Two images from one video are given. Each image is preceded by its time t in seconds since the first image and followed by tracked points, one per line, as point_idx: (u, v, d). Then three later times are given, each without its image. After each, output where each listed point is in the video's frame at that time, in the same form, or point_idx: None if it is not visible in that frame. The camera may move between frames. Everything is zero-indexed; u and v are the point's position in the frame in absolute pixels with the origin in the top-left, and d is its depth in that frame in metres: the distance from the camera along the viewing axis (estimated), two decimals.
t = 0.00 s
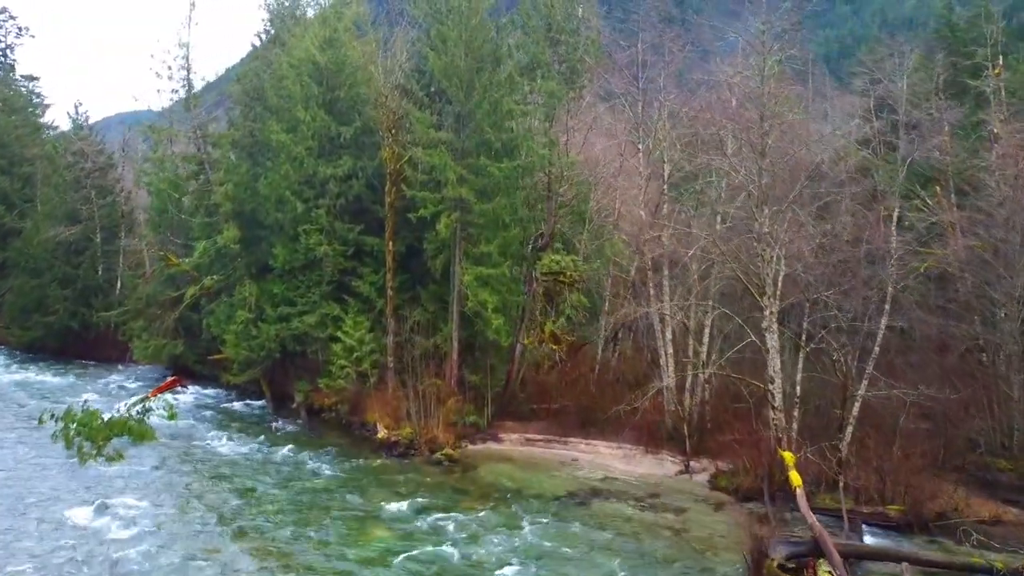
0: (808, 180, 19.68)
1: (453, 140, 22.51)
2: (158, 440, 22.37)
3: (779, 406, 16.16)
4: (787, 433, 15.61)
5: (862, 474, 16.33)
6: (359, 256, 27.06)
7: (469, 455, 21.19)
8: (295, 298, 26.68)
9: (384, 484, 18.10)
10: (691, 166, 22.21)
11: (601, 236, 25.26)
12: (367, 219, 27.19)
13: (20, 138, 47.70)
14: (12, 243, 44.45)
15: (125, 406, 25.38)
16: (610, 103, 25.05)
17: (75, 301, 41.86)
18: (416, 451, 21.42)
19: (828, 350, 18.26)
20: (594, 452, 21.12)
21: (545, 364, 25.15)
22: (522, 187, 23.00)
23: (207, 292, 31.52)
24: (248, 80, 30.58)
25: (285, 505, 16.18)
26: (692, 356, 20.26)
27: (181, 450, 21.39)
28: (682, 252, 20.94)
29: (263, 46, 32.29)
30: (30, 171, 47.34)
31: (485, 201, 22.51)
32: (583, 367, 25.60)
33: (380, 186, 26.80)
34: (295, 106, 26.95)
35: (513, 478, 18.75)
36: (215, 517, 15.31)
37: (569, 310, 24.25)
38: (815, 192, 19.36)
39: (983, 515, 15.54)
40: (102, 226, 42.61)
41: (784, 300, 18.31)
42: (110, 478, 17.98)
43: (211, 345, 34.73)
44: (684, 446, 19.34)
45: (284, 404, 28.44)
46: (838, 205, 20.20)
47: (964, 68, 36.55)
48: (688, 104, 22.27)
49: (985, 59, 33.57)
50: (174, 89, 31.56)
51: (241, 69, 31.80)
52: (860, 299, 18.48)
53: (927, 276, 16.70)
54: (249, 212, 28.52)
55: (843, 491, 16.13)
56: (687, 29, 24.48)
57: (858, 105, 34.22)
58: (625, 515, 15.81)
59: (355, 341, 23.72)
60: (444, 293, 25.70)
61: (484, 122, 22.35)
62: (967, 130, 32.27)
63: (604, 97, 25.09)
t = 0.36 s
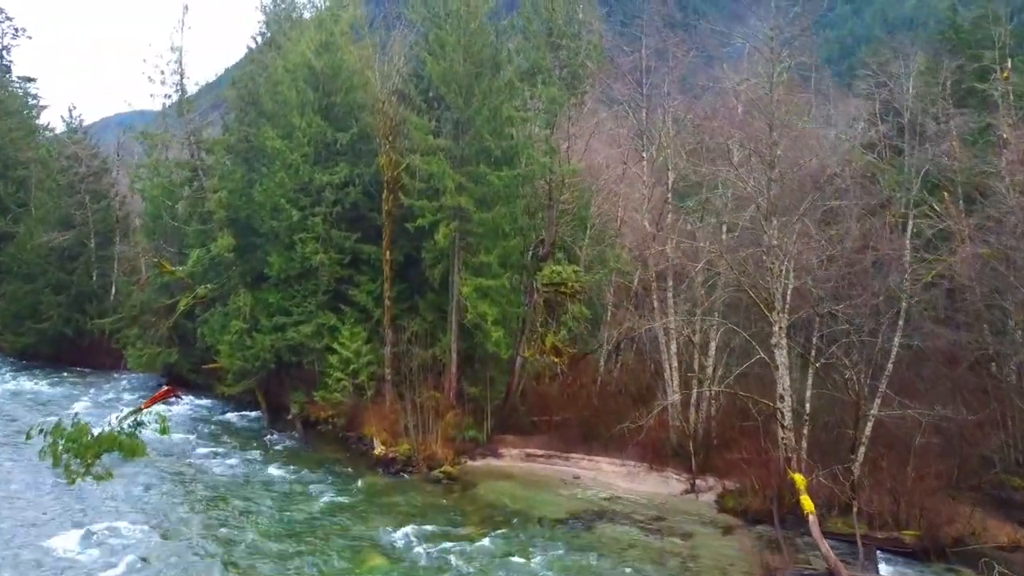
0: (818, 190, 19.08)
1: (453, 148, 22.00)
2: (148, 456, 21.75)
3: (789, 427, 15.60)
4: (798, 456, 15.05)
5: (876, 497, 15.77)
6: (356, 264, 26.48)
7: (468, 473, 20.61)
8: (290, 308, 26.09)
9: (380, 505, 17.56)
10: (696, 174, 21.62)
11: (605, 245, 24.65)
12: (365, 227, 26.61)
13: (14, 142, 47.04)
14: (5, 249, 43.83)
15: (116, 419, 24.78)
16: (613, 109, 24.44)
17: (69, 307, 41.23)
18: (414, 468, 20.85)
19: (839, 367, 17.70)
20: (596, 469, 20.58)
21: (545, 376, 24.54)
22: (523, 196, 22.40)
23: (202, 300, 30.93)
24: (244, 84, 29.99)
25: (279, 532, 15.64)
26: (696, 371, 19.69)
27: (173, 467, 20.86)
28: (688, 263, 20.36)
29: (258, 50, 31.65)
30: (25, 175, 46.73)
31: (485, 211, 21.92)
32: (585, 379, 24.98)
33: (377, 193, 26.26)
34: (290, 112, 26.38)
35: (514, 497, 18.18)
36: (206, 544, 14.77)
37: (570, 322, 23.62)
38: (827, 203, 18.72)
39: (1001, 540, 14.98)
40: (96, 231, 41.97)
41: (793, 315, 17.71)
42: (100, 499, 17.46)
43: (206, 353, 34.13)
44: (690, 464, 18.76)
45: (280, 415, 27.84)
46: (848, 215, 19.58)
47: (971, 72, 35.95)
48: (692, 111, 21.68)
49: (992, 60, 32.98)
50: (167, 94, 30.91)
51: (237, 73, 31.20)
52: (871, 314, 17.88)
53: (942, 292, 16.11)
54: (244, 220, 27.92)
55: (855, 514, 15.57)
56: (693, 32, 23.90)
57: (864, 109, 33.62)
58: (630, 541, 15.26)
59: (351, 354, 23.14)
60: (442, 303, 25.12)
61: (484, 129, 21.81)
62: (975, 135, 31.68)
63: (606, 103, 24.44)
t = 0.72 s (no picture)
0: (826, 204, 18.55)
1: (451, 157, 21.42)
2: (139, 475, 21.10)
3: (800, 452, 15.01)
4: (809, 483, 14.47)
5: (891, 522, 15.27)
6: (352, 275, 25.87)
7: (468, 493, 20.02)
8: (285, 321, 25.50)
9: (376, 531, 17.00)
10: (701, 184, 21.05)
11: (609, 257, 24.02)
12: (361, 237, 26.03)
13: (8, 147, 46.40)
14: None
15: (107, 434, 24.18)
16: (615, 117, 23.82)
17: (62, 315, 40.58)
18: (412, 488, 20.24)
19: (851, 387, 17.09)
20: (598, 489, 19.99)
21: (546, 390, 23.92)
22: (525, 206, 21.78)
23: (196, 310, 30.33)
24: (239, 90, 29.39)
25: (270, 563, 15.04)
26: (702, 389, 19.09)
27: (164, 487, 20.27)
28: (693, 277, 19.77)
29: (254, 54, 31.09)
30: (18, 181, 46.08)
31: (484, 222, 21.36)
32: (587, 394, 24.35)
33: (374, 202, 25.72)
34: (285, 120, 25.76)
35: (514, 520, 17.61)
36: None
37: (571, 336, 23.00)
38: (839, 217, 18.08)
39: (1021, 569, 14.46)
40: (91, 238, 41.32)
41: (804, 333, 17.14)
42: (85, 524, 16.86)
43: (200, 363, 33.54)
44: (697, 486, 18.16)
45: (275, 429, 27.24)
46: (859, 229, 19.01)
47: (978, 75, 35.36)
48: (698, 119, 21.07)
49: (999, 64, 32.33)
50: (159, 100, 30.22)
51: (231, 78, 30.61)
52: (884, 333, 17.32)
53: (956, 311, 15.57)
54: (238, 230, 27.33)
55: (870, 543, 15.02)
56: (698, 42, 23.18)
57: (870, 114, 33.03)
58: (634, 571, 14.69)
59: (347, 369, 22.63)
60: (441, 316, 24.54)
61: (482, 139, 21.24)
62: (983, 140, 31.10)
63: (608, 110, 23.80)
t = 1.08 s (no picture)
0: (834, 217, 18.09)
1: (449, 167, 20.89)
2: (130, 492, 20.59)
3: (809, 476, 14.54)
4: (819, 509, 14.00)
5: (902, 548, 14.81)
6: (349, 285, 25.38)
7: (467, 512, 19.53)
8: (281, 332, 25.02)
9: (372, 556, 16.54)
10: (705, 194, 20.62)
11: (611, 267, 23.56)
12: (358, 247, 25.57)
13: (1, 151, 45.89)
14: None
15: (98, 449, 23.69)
16: (616, 125, 23.41)
17: (56, 322, 40.05)
18: (410, 507, 19.75)
19: (860, 406, 16.64)
20: (601, 508, 19.53)
21: (546, 405, 23.45)
22: (524, 217, 21.30)
23: (191, 320, 29.86)
24: (234, 96, 28.92)
25: None
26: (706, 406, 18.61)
27: (155, 506, 19.79)
28: (697, 291, 19.32)
29: (250, 60, 30.62)
30: (12, 185, 45.54)
31: (483, 234, 20.87)
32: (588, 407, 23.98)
33: (371, 211, 25.26)
34: (280, 127, 25.26)
35: (514, 544, 17.12)
36: None
37: (572, 349, 22.53)
38: (850, 232, 17.54)
39: None
40: (85, 244, 40.81)
41: (812, 351, 16.68)
42: (72, 550, 16.35)
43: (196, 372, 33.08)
44: (702, 507, 17.69)
45: (271, 442, 26.76)
46: (866, 242, 18.61)
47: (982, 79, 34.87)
48: (701, 128, 20.63)
49: (1004, 68, 31.87)
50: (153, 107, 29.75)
51: (226, 84, 30.15)
52: (894, 350, 16.87)
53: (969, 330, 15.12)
54: (233, 239, 26.86)
55: (881, 569, 14.56)
56: (702, 50, 22.74)
57: (873, 118, 32.56)
58: None
59: (343, 383, 22.15)
60: (439, 328, 24.05)
61: (481, 149, 20.72)
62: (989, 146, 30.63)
63: (610, 117, 23.32)
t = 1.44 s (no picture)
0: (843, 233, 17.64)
1: (447, 179, 20.41)
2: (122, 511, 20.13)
3: (818, 504, 14.10)
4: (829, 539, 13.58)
5: None
6: (345, 297, 24.91)
7: (466, 533, 19.10)
8: (276, 346, 24.55)
9: None
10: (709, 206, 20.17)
11: (613, 280, 23.12)
12: (355, 258, 25.12)
13: None
14: None
15: (90, 465, 23.24)
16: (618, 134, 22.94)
17: (51, 330, 39.58)
18: (408, 528, 19.29)
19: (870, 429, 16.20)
20: (603, 530, 19.10)
21: (548, 421, 23.00)
22: (524, 230, 20.84)
23: (186, 331, 29.41)
24: (229, 104, 28.44)
25: None
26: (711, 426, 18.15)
27: (148, 528, 19.36)
28: (702, 307, 18.88)
29: (245, 66, 30.12)
30: (5, 191, 45.00)
31: (482, 247, 20.42)
32: (590, 424, 23.53)
33: (368, 222, 24.82)
34: (275, 137, 24.81)
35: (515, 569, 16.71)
36: None
37: (573, 364, 22.06)
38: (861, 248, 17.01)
39: None
40: (79, 251, 40.31)
41: (820, 371, 16.23)
42: None
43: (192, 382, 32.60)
44: (707, 530, 17.25)
45: (267, 456, 26.31)
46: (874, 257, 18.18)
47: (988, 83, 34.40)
48: (705, 140, 20.19)
49: (1010, 73, 31.37)
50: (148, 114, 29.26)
51: (221, 91, 29.67)
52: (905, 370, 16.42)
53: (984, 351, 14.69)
54: (228, 250, 26.39)
55: None
56: (706, 58, 22.22)
57: (878, 124, 32.09)
58: None
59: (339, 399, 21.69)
60: (437, 341, 23.59)
61: (480, 162, 20.37)
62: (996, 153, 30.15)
63: (611, 127, 22.83)
